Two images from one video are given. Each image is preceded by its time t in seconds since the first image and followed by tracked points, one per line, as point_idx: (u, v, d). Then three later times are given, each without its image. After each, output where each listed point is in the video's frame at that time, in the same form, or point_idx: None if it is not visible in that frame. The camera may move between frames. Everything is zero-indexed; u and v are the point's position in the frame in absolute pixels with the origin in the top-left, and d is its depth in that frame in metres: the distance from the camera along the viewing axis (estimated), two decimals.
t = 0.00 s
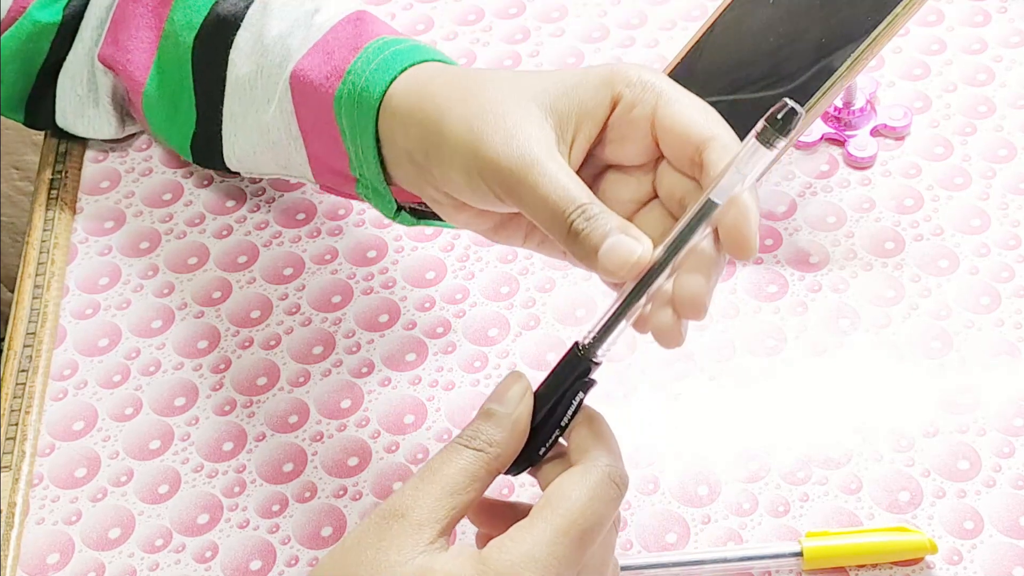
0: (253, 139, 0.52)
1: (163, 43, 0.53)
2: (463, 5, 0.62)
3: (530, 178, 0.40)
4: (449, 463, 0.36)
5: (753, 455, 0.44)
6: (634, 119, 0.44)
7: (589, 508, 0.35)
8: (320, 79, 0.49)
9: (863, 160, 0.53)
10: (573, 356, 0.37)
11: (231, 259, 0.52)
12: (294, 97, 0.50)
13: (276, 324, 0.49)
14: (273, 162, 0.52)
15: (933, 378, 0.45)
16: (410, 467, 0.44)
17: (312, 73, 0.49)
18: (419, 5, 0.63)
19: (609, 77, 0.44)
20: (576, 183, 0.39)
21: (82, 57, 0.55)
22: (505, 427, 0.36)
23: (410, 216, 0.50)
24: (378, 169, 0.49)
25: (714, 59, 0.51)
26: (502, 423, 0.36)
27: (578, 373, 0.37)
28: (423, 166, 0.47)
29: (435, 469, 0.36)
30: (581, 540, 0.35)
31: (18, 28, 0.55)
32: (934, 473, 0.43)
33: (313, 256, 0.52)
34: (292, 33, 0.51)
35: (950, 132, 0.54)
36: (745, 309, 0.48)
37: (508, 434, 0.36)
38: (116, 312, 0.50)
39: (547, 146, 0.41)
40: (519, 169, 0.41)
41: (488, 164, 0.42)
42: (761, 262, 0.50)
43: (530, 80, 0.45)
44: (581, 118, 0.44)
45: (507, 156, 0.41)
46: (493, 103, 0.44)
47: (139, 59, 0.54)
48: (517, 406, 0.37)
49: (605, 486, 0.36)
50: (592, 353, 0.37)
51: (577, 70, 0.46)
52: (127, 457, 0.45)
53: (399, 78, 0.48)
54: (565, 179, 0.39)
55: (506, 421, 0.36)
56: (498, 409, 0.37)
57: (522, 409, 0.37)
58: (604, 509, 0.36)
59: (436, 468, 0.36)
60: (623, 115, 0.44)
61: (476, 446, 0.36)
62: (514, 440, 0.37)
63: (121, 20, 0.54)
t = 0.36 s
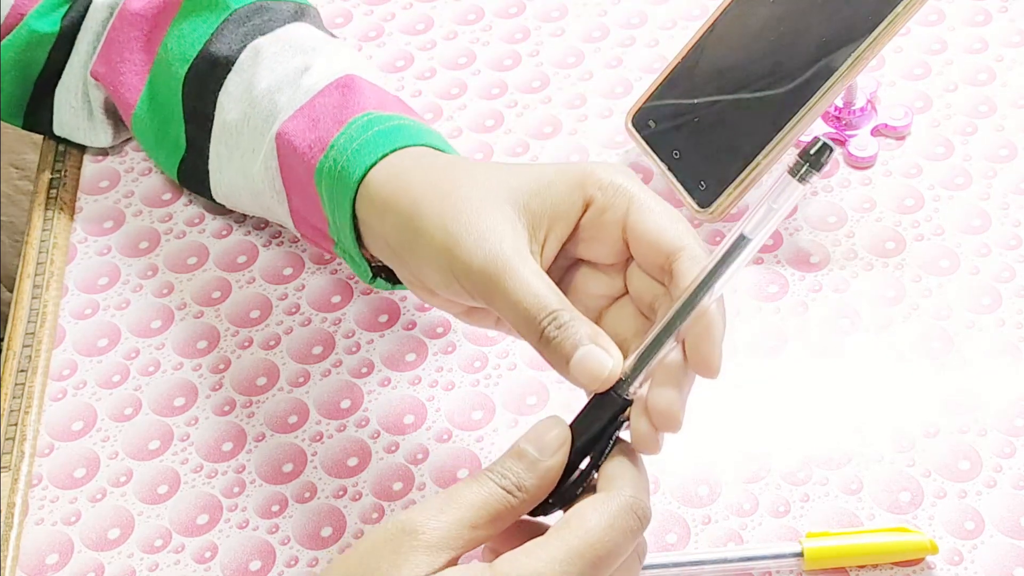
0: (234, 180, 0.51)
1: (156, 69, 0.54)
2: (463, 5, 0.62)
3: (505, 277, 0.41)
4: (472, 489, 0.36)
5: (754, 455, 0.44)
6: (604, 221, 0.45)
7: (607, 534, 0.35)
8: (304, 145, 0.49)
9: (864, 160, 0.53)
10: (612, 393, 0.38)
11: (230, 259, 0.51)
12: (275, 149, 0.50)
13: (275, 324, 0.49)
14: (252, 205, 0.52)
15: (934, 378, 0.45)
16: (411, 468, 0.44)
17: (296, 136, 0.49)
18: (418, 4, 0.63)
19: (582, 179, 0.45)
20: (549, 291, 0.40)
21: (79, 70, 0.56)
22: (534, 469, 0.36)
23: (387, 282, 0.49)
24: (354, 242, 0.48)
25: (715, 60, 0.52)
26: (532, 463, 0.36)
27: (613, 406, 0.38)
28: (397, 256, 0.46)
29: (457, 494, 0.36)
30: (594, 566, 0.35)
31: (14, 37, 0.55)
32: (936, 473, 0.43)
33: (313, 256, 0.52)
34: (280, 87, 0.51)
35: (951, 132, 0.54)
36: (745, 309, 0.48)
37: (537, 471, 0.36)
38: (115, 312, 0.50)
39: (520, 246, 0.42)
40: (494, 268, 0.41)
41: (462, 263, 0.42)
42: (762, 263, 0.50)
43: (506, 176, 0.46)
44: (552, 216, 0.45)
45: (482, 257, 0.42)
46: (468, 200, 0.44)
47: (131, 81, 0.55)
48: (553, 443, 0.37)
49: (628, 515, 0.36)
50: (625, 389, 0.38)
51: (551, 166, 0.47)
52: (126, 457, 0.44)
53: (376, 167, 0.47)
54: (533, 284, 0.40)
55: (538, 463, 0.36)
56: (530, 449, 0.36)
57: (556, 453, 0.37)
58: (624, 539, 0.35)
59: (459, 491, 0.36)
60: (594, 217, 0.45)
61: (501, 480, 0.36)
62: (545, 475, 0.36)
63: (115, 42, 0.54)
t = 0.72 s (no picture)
0: (217, 198, 0.51)
1: (146, 79, 0.55)
2: (463, 5, 0.62)
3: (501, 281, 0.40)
4: (464, 483, 0.37)
5: (754, 455, 0.43)
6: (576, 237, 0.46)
7: (590, 503, 0.36)
8: (282, 173, 0.49)
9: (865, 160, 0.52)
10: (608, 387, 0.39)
11: (230, 260, 0.51)
12: (256, 172, 0.50)
13: (275, 324, 0.49)
14: (235, 223, 0.51)
15: (934, 378, 0.45)
16: (411, 469, 0.44)
17: (275, 163, 0.49)
18: (418, 4, 0.62)
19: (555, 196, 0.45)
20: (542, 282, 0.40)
21: (73, 74, 0.56)
22: (528, 467, 0.37)
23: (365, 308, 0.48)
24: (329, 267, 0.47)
25: (715, 59, 0.51)
26: (525, 460, 0.37)
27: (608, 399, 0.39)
28: (373, 287, 0.46)
29: (447, 487, 0.37)
30: (580, 534, 0.36)
31: (11, 39, 0.56)
32: (936, 474, 0.43)
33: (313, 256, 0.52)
34: (263, 111, 0.51)
35: (952, 132, 0.54)
36: (746, 309, 0.48)
37: (528, 464, 0.37)
38: (114, 312, 0.49)
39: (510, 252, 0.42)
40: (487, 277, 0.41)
41: (455, 277, 0.42)
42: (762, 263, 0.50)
43: (483, 192, 0.45)
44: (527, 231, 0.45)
45: (476, 269, 0.41)
46: (452, 221, 0.43)
47: (121, 90, 0.55)
48: (547, 436, 0.37)
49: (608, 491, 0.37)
50: (626, 384, 0.39)
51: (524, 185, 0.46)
52: (125, 457, 0.44)
53: (355, 195, 0.47)
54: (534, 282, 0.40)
55: (530, 463, 0.37)
56: (525, 446, 0.37)
57: (552, 453, 0.37)
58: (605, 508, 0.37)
59: (450, 485, 0.37)
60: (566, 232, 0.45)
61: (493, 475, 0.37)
62: (537, 470, 0.37)
63: (106, 52, 0.55)
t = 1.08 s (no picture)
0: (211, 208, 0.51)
1: (145, 86, 0.54)
2: (463, 4, 0.62)
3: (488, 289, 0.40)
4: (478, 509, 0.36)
5: (754, 456, 0.43)
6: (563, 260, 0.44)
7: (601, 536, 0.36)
8: (276, 195, 0.48)
9: (867, 160, 0.52)
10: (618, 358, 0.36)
11: (229, 260, 0.51)
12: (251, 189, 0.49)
13: (274, 325, 0.49)
14: (227, 232, 0.51)
15: (935, 378, 0.45)
16: (410, 469, 0.44)
17: (269, 183, 0.49)
18: (417, 3, 0.62)
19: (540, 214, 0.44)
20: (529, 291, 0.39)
21: (71, 76, 0.56)
22: (545, 490, 0.36)
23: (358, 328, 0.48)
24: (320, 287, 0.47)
25: (715, 60, 0.52)
26: (542, 486, 0.36)
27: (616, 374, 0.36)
28: (369, 312, 0.45)
29: (461, 514, 0.36)
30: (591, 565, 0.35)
31: (13, 41, 0.57)
32: (937, 474, 0.42)
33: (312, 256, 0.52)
34: (259, 127, 0.51)
35: (952, 131, 0.54)
36: (746, 309, 0.48)
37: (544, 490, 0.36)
38: (114, 312, 0.49)
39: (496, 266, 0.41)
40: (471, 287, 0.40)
41: (437, 300, 0.42)
42: (763, 263, 0.50)
43: (470, 216, 0.45)
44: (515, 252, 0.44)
45: (461, 284, 0.40)
46: (438, 245, 0.43)
47: (119, 95, 0.55)
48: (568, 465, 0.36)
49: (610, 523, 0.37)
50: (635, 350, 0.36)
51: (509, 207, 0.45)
52: (125, 457, 0.44)
53: (346, 224, 0.47)
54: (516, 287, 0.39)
55: (549, 488, 0.36)
56: (542, 471, 0.36)
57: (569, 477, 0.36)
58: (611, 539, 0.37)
59: (467, 510, 0.36)
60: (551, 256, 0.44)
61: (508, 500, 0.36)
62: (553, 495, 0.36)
63: (105, 56, 0.55)
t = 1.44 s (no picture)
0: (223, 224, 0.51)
1: (148, 96, 0.54)
2: (463, 3, 0.62)
3: (475, 367, 0.39)
4: (453, 494, 0.34)
5: (755, 456, 0.43)
6: (555, 315, 0.42)
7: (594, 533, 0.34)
8: (285, 220, 0.47)
9: (867, 160, 0.52)
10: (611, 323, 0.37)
11: (229, 259, 0.51)
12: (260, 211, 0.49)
13: (274, 325, 0.49)
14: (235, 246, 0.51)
15: (936, 378, 0.45)
16: (410, 469, 0.43)
17: (279, 209, 0.48)
18: (418, 3, 0.62)
19: (529, 267, 0.42)
20: (516, 380, 0.38)
21: (70, 78, 0.56)
22: (509, 457, 0.35)
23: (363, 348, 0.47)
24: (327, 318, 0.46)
25: (715, 59, 0.51)
26: (513, 456, 0.35)
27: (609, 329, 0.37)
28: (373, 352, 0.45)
29: (434, 504, 0.34)
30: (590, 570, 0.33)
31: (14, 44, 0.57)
32: (938, 474, 0.42)
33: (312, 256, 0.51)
34: (268, 148, 0.50)
35: (953, 131, 0.54)
36: (747, 309, 0.48)
37: (518, 463, 0.35)
38: (113, 312, 0.49)
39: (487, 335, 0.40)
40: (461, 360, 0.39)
41: (427, 366, 0.41)
42: (763, 262, 0.50)
43: (461, 270, 0.43)
44: (508, 308, 0.42)
45: (449, 360, 0.40)
46: (431, 306, 0.42)
47: (122, 104, 0.55)
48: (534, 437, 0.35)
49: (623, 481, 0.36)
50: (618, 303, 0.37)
51: (495, 256, 0.43)
52: (124, 458, 0.44)
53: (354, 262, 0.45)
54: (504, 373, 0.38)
55: (513, 455, 0.35)
56: (508, 438, 0.35)
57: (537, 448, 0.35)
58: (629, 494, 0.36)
59: (440, 495, 0.34)
60: (544, 311, 0.42)
61: (478, 473, 0.35)
62: (527, 462, 0.35)
63: (109, 65, 0.55)
